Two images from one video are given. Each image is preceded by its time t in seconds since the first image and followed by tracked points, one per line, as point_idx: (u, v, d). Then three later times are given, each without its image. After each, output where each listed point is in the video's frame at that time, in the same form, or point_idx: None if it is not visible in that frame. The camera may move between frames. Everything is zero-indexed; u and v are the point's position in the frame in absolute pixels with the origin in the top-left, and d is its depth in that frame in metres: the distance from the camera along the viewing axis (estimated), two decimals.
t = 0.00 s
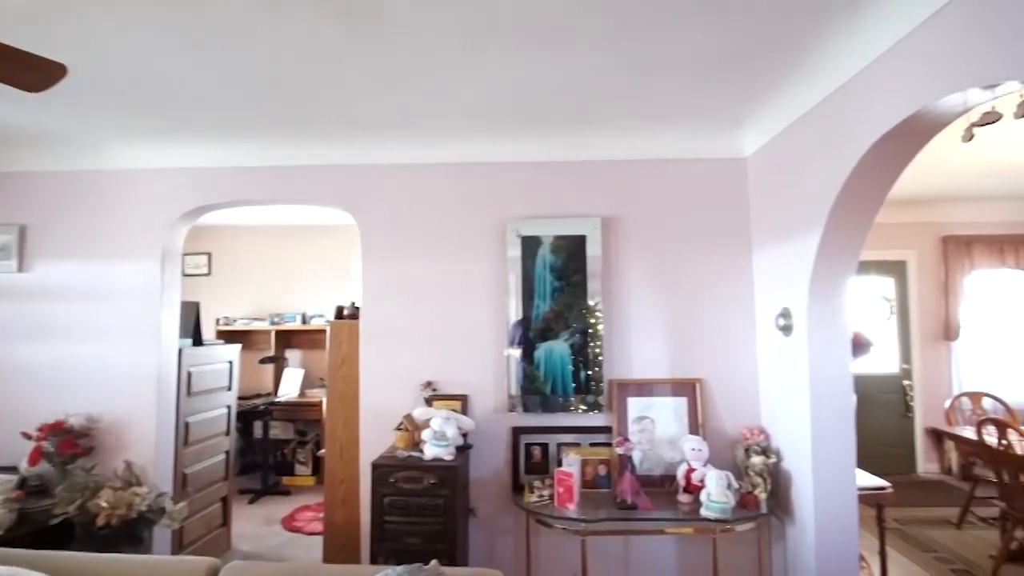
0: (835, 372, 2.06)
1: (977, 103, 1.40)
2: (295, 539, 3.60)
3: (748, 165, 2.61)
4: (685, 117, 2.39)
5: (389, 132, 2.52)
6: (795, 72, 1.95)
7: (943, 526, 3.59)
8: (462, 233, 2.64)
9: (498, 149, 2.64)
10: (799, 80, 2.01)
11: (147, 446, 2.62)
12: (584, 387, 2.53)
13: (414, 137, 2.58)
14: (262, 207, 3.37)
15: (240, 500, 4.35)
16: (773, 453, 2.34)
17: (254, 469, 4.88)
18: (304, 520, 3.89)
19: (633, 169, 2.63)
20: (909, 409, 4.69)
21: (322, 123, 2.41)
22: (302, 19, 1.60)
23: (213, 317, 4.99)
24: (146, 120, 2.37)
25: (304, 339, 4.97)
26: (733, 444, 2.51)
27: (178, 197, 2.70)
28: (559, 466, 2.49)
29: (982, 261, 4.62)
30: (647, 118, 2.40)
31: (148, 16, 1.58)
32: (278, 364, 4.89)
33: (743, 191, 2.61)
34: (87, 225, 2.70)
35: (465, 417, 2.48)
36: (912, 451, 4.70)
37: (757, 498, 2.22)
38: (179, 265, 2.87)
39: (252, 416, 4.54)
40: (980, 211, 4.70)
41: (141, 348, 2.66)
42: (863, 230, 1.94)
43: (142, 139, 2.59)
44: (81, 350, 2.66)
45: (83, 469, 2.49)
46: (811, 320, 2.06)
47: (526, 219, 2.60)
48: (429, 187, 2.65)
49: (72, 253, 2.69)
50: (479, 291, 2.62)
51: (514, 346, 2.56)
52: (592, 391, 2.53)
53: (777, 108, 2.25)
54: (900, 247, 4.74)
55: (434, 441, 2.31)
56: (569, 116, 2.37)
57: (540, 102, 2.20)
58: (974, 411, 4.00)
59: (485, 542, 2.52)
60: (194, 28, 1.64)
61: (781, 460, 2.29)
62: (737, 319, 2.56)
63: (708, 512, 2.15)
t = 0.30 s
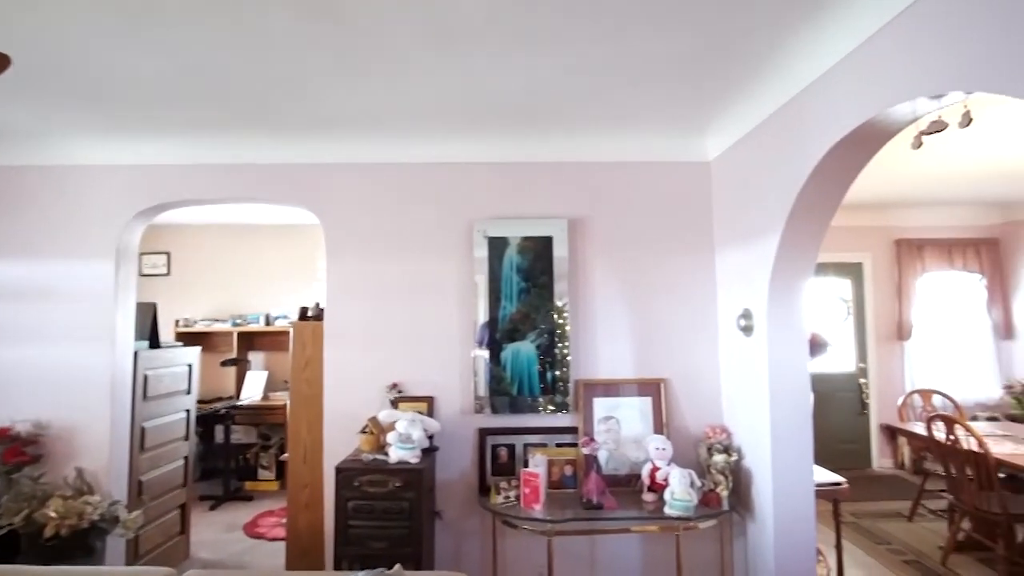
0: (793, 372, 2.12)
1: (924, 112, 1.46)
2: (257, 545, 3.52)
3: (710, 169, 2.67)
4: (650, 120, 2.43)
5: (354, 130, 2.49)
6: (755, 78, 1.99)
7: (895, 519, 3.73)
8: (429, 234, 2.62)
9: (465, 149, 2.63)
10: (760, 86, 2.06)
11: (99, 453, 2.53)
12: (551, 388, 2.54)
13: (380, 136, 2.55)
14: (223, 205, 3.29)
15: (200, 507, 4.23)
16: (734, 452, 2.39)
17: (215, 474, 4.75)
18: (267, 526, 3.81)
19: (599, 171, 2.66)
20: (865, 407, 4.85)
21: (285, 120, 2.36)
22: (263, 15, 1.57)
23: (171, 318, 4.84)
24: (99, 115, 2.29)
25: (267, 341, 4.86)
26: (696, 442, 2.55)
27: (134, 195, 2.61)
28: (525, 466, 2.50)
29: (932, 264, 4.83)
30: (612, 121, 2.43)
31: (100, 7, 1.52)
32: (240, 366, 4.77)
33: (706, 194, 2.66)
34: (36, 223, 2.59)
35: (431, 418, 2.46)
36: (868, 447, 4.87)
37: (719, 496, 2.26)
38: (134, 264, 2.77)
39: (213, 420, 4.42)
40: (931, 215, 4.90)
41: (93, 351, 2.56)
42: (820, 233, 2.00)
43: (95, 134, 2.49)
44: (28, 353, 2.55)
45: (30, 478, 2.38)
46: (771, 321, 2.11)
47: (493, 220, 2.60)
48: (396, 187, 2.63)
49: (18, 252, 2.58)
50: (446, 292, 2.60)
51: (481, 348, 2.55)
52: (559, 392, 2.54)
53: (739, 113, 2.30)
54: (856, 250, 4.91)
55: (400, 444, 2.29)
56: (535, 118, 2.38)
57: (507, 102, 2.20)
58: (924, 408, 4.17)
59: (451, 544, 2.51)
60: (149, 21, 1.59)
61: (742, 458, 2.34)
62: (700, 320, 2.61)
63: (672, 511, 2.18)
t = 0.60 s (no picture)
0: (756, 369, 2.16)
1: (879, 118, 1.50)
2: (219, 550, 3.44)
3: (677, 170, 2.71)
4: (618, 121, 2.45)
5: (321, 126, 2.45)
6: (720, 81, 2.03)
7: (853, 512, 3.85)
8: (397, 232, 2.59)
9: (434, 147, 2.62)
10: (724, 89, 2.09)
11: (51, 458, 2.43)
12: (519, 387, 2.54)
13: (347, 133, 2.52)
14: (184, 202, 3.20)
15: (159, 512, 4.11)
16: (699, 449, 2.43)
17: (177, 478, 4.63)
18: (230, 530, 3.72)
19: (567, 172, 2.67)
20: (826, 404, 4.99)
21: (248, 115, 2.31)
22: (224, 7, 1.52)
23: (130, 318, 4.69)
24: (51, 107, 2.20)
25: (231, 341, 4.75)
26: (662, 440, 2.59)
27: (89, 190, 2.52)
28: (493, 466, 2.49)
29: (889, 264, 5.00)
30: (581, 121, 2.44)
31: None
32: (203, 367, 4.65)
33: (672, 195, 2.70)
34: None
35: (397, 419, 2.44)
36: (828, 442, 5.00)
37: (684, 492, 2.30)
38: (89, 262, 2.67)
39: (174, 423, 4.30)
40: (888, 218, 5.06)
41: (44, 352, 2.45)
42: (781, 234, 2.05)
43: (46, 126, 2.39)
44: None
45: None
46: (734, 320, 2.15)
47: (461, 218, 2.59)
48: (364, 185, 2.60)
49: None
50: (414, 291, 2.58)
51: (450, 347, 2.54)
52: (527, 391, 2.55)
53: (704, 115, 2.34)
54: (818, 251, 5.04)
55: (366, 445, 2.26)
56: (504, 117, 2.38)
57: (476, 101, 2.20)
58: (881, 404, 4.31)
59: (419, 546, 2.49)
60: (105, 11, 1.53)
61: (706, 455, 2.38)
62: (667, 319, 2.65)
63: (638, 508, 2.20)
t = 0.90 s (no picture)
0: (723, 368, 2.20)
1: (841, 122, 1.54)
2: (182, 556, 3.34)
3: (646, 170, 2.73)
4: (589, 121, 2.46)
5: (289, 121, 2.40)
6: (688, 82, 2.06)
7: (816, 506, 3.94)
8: (366, 230, 2.56)
9: (404, 145, 2.59)
10: (692, 91, 2.12)
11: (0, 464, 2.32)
12: (490, 387, 2.53)
13: (315, 128, 2.47)
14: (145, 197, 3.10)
15: (119, 518, 3.97)
16: (667, 447, 2.46)
17: (138, 483, 4.49)
18: (193, 535, 3.62)
19: (538, 171, 2.67)
20: (790, 401, 5.11)
21: (212, 109, 2.25)
22: None
23: (88, 318, 4.53)
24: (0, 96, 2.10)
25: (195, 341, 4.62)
26: (632, 438, 2.61)
27: (42, 184, 2.42)
28: (463, 466, 2.48)
29: (851, 265, 5.14)
30: (552, 121, 2.45)
31: None
32: (165, 368, 4.52)
33: (642, 195, 2.72)
34: None
35: (366, 420, 2.41)
36: (793, 439, 5.12)
37: (653, 490, 2.31)
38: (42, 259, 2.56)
39: (135, 426, 4.17)
40: (850, 219, 5.20)
41: None
42: (747, 235, 2.08)
43: None
44: None
45: None
46: (702, 320, 2.18)
47: (432, 217, 2.57)
48: (332, 182, 2.55)
49: None
50: (383, 290, 2.55)
51: (419, 347, 2.51)
52: (498, 391, 2.54)
53: (673, 117, 2.37)
54: (784, 251, 5.15)
55: (332, 446, 2.22)
56: (475, 114, 2.37)
57: (446, 98, 2.18)
58: (844, 400, 4.43)
59: (388, 548, 2.46)
60: None
61: (675, 453, 2.41)
62: (636, 318, 2.67)
63: (607, 506, 2.22)
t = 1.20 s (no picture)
0: (693, 368, 2.22)
1: (807, 124, 1.57)
2: (145, 564, 3.24)
3: (619, 170, 2.75)
4: (562, 120, 2.46)
5: (256, 116, 2.35)
6: (659, 83, 2.08)
7: (784, 502, 4.02)
8: (337, 228, 2.52)
9: (376, 142, 2.56)
10: (664, 91, 2.14)
11: None
12: (462, 386, 2.52)
13: (284, 123, 2.43)
14: (107, 193, 3.00)
15: (78, 526, 3.83)
16: (639, 445, 2.47)
17: (98, 489, 4.34)
18: (157, 542, 3.52)
19: (511, 170, 2.67)
20: (760, 399, 5.20)
21: (177, 102, 2.19)
22: None
23: (46, 318, 4.37)
24: None
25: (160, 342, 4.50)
26: (604, 437, 2.62)
27: None
28: (435, 467, 2.46)
29: (818, 266, 5.25)
30: (525, 119, 2.45)
31: None
32: (129, 370, 4.39)
33: (615, 195, 2.73)
34: None
35: (336, 421, 2.37)
36: (762, 436, 5.22)
37: (625, 489, 2.32)
38: None
39: (96, 429, 4.03)
40: (817, 221, 5.32)
41: None
42: (717, 235, 2.11)
43: None
44: None
45: None
46: (672, 319, 2.20)
47: (404, 215, 2.54)
48: (301, 178, 2.51)
49: None
50: (354, 289, 2.51)
51: (390, 347, 2.48)
52: (471, 391, 2.52)
53: (644, 117, 2.39)
54: (753, 252, 5.24)
55: (301, 448, 2.18)
56: (448, 112, 2.35)
57: (418, 95, 2.16)
58: (810, 398, 4.52)
59: (358, 551, 2.42)
60: None
61: (646, 451, 2.43)
62: (609, 317, 2.68)
63: (579, 505, 2.22)
